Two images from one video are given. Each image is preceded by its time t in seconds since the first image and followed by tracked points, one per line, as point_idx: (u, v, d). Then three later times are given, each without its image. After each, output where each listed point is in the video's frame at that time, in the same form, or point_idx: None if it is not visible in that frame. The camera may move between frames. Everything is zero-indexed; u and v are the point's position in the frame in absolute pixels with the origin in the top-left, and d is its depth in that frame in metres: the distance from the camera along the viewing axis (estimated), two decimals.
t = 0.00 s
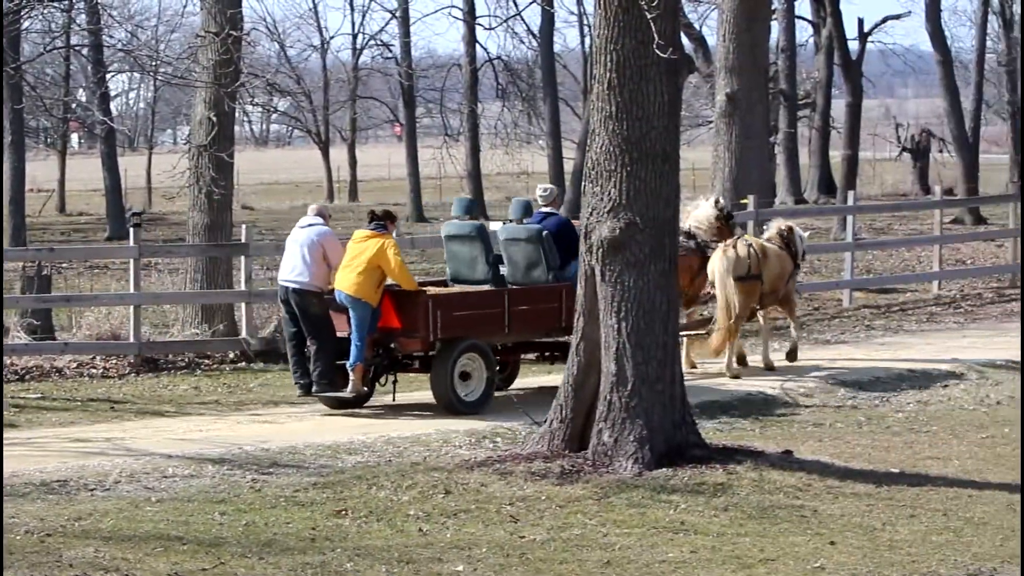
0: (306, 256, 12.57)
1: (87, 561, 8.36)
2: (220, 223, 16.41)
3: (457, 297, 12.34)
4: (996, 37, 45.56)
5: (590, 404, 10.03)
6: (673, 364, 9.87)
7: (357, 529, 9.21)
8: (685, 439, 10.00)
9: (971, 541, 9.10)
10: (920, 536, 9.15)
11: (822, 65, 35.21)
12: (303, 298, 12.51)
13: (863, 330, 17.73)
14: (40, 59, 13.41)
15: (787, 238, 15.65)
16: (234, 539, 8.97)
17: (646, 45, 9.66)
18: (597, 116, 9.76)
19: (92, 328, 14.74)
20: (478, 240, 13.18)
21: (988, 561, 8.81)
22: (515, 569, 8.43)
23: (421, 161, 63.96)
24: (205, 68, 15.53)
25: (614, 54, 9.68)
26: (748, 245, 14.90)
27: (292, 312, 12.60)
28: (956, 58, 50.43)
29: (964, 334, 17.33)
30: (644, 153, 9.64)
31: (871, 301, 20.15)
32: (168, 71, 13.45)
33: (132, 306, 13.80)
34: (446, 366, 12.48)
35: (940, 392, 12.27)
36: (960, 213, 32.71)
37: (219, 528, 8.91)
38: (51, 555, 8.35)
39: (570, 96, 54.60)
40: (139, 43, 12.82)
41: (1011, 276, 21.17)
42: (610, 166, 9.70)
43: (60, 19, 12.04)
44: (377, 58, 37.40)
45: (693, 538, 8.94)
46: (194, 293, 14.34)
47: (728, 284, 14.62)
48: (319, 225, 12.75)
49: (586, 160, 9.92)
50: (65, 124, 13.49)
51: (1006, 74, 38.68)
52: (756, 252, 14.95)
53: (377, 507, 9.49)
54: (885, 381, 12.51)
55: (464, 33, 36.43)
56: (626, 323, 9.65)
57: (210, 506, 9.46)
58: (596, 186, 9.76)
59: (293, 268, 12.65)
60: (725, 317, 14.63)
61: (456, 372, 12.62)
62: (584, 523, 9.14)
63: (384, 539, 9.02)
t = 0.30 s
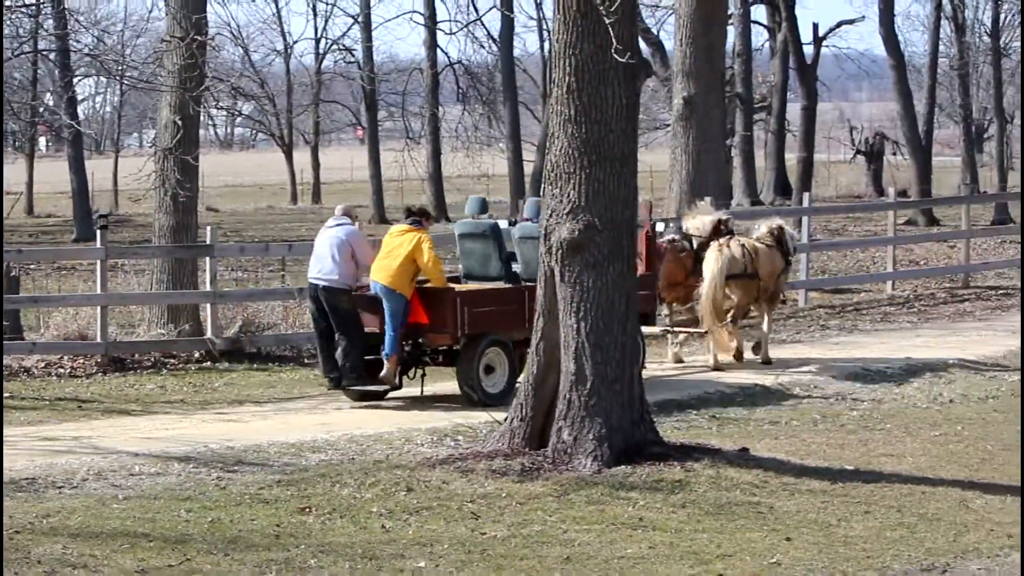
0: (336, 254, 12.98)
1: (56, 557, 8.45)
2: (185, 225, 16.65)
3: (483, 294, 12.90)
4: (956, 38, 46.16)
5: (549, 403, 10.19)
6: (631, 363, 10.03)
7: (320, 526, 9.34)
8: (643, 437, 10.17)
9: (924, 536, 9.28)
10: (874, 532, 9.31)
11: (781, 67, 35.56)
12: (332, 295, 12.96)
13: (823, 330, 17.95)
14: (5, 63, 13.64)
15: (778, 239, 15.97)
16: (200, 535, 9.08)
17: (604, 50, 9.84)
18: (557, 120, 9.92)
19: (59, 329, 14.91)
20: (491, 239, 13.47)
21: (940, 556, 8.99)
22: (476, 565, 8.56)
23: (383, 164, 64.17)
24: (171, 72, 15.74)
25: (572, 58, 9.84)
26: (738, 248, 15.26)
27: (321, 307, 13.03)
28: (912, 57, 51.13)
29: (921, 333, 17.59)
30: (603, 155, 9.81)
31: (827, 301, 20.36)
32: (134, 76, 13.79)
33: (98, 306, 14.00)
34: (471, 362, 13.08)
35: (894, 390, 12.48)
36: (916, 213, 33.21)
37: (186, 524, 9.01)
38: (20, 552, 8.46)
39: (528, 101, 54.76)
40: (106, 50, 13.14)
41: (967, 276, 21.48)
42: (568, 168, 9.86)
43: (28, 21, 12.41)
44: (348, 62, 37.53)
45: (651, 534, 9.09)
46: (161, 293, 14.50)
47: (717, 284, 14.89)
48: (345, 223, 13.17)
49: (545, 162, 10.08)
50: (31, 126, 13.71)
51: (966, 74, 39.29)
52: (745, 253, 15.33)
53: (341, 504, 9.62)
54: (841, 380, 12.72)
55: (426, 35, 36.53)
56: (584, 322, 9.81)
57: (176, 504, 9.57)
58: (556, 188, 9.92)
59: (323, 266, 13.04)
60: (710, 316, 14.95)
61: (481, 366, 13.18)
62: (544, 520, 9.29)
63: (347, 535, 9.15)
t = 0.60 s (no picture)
0: (360, 247, 12.87)
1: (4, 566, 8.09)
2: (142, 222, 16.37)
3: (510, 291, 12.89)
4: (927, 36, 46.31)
5: (516, 407, 9.88)
6: (599, 365, 9.73)
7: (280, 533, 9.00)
8: (613, 442, 9.87)
9: (903, 544, 8.98)
10: (852, 540, 9.01)
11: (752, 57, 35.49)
12: (355, 289, 12.87)
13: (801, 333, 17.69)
14: None
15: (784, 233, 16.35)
16: (155, 543, 8.74)
17: (572, 42, 9.54)
18: (523, 115, 9.62)
19: (12, 327, 14.56)
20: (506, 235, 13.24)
21: (921, 564, 8.69)
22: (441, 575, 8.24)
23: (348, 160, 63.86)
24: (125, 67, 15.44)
25: (538, 51, 9.55)
26: (745, 241, 15.62)
27: (345, 302, 12.93)
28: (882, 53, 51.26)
29: (899, 333, 17.36)
30: (571, 151, 9.51)
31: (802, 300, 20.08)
32: (87, 70, 13.83)
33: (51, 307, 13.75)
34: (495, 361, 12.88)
35: (869, 393, 12.21)
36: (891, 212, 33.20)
37: (140, 532, 8.67)
38: None
39: (492, 93, 54.20)
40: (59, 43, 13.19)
41: (944, 273, 21.26)
42: (534, 165, 9.55)
43: None
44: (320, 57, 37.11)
45: (621, 542, 8.79)
46: (117, 293, 14.23)
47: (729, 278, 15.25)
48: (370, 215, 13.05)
49: (511, 158, 9.76)
50: None
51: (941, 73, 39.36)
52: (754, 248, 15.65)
53: (300, 511, 9.30)
54: (816, 383, 12.46)
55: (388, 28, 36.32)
56: (552, 323, 9.49)
57: (131, 511, 9.23)
58: (522, 185, 9.61)
59: (346, 257, 12.94)
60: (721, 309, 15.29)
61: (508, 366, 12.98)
62: (511, 527, 8.98)
63: (308, 543, 8.83)
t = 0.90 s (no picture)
0: (393, 244, 13.21)
1: None
2: (116, 224, 16.68)
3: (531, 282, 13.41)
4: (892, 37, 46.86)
5: (485, 405, 10.06)
6: (567, 364, 9.92)
7: (253, 529, 9.15)
8: (580, 439, 10.06)
9: (865, 539, 9.17)
10: (814, 535, 9.19)
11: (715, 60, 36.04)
12: (388, 284, 13.19)
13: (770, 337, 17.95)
14: None
15: (784, 230, 17.03)
16: (132, 539, 8.89)
17: (540, 47, 9.73)
18: (491, 118, 9.81)
19: None
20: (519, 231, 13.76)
21: (881, 559, 8.88)
22: (412, 569, 8.41)
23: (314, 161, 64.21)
24: (102, 70, 15.65)
25: (507, 56, 9.73)
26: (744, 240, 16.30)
27: (375, 297, 13.39)
28: (848, 56, 51.86)
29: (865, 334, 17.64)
30: (538, 154, 9.69)
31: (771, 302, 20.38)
32: (65, 74, 14.07)
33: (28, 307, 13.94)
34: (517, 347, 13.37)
35: (833, 391, 12.45)
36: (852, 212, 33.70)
37: (117, 528, 8.81)
38: None
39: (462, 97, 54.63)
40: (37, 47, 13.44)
41: (905, 272, 21.52)
42: (504, 168, 9.74)
43: None
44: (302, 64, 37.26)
45: (587, 537, 8.98)
46: (92, 293, 14.41)
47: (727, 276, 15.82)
48: (398, 215, 13.41)
49: (481, 160, 9.95)
50: None
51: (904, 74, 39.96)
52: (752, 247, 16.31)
53: (273, 507, 9.47)
54: (783, 384, 12.70)
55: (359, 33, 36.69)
56: (520, 322, 9.68)
57: (108, 507, 9.38)
58: (491, 187, 9.80)
59: (377, 256, 13.25)
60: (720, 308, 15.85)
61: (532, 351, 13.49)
62: (481, 523, 9.15)
63: (281, 538, 9.00)
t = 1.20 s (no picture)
0: (408, 238, 13.45)
1: None
2: (79, 224, 16.71)
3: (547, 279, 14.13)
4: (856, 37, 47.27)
5: (447, 404, 10.04)
6: (529, 363, 9.92)
7: (216, 528, 9.11)
8: (543, 437, 10.06)
9: (828, 537, 9.17)
10: (777, 533, 9.20)
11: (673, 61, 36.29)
12: (405, 277, 13.39)
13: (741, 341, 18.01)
14: None
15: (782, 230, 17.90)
16: (94, 538, 8.87)
17: (503, 45, 9.71)
18: (455, 117, 9.78)
19: None
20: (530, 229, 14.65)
21: (844, 557, 8.88)
22: (375, 568, 8.39)
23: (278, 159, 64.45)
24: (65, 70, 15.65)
25: (469, 55, 9.71)
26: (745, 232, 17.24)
27: (392, 292, 13.50)
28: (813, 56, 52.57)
29: (833, 333, 17.74)
30: (501, 153, 9.68)
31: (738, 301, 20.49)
32: (26, 72, 14.08)
33: None
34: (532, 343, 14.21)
35: (797, 390, 12.49)
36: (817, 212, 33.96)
37: (79, 527, 8.78)
38: None
39: (423, 96, 54.92)
40: None
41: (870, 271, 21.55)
42: (466, 166, 9.73)
43: None
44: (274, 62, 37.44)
45: (550, 536, 8.98)
46: (55, 293, 14.43)
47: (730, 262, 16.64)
48: (414, 208, 13.65)
49: (444, 159, 9.94)
50: None
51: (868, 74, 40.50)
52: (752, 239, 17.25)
53: (236, 507, 9.46)
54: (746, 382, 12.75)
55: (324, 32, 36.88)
56: (481, 321, 9.67)
57: (70, 508, 9.35)
58: (453, 186, 9.78)
59: (395, 250, 13.52)
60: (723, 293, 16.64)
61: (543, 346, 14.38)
62: (444, 522, 9.12)
63: (243, 537, 8.98)
